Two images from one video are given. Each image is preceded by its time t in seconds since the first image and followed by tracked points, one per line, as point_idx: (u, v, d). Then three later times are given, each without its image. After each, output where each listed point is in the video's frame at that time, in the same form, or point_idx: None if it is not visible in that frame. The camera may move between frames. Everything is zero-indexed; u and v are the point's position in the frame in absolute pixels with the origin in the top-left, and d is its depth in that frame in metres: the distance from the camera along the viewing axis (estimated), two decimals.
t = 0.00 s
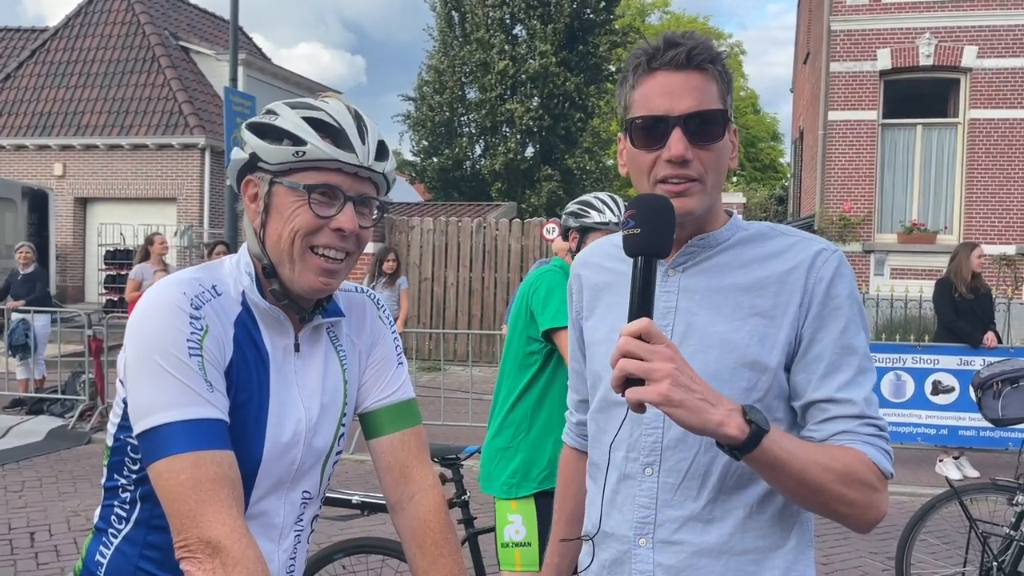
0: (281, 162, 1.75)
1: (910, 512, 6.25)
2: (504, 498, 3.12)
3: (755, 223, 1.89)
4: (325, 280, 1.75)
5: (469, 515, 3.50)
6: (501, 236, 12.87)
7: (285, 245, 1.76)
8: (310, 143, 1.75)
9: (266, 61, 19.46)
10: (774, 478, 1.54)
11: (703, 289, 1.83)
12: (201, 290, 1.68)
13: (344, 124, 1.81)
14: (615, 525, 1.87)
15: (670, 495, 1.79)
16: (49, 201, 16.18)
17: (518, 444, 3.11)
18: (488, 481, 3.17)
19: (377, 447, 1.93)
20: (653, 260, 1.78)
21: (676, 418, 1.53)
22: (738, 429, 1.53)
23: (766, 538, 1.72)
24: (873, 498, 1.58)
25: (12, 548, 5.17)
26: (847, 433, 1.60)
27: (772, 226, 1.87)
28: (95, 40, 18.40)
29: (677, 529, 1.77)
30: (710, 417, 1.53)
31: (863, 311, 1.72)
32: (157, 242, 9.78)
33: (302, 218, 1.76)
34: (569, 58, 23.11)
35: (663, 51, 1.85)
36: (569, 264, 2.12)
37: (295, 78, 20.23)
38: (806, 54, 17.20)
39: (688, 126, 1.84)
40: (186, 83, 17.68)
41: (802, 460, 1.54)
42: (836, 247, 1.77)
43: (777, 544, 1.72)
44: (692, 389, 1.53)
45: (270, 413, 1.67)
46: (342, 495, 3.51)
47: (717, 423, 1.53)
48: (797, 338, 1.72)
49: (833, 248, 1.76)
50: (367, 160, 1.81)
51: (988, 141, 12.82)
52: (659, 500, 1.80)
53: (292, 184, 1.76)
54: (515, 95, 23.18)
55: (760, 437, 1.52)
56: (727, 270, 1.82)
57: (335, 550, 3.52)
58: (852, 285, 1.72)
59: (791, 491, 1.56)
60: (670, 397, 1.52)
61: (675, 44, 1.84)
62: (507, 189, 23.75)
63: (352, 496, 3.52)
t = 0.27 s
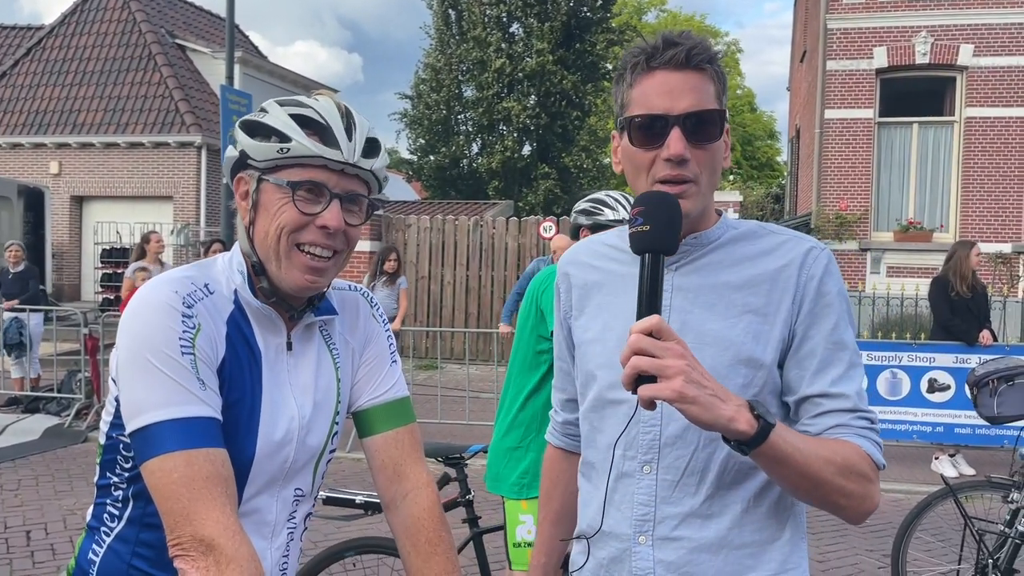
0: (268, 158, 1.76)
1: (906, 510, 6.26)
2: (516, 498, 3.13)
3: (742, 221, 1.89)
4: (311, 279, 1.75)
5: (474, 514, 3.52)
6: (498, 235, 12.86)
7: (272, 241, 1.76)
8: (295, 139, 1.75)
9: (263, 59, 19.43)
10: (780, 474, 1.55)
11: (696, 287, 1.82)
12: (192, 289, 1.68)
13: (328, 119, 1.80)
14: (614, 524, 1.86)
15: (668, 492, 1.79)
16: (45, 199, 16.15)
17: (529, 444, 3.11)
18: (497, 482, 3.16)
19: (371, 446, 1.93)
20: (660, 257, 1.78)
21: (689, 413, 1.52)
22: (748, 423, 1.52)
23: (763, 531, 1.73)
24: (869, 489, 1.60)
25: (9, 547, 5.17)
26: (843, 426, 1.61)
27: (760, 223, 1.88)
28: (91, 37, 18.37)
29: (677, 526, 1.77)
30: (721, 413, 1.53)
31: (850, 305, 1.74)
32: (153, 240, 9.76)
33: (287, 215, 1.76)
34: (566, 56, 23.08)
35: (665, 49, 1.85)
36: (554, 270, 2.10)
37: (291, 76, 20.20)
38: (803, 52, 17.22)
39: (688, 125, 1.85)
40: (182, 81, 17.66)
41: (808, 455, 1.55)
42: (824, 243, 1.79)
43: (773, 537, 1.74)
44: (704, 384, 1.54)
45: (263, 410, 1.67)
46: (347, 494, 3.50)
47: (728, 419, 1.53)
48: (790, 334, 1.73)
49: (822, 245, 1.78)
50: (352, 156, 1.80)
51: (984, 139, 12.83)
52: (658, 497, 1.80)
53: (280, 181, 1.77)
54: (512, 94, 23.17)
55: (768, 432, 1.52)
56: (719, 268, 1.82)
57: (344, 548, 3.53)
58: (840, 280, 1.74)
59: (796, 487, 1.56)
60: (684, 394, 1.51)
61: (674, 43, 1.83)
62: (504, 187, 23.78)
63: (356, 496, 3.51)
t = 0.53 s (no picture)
0: (259, 155, 1.76)
1: (903, 508, 6.28)
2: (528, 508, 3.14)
3: (737, 220, 1.89)
4: (300, 276, 1.75)
5: (485, 516, 3.55)
6: (495, 233, 12.85)
7: (261, 239, 1.76)
8: (285, 136, 1.75)
9: (260, 57, 19.41)
10: (775, 471, 1.55)
11: (692, 285, 1.81)
12: (183, 288, 1.68)
13: (321, 117, 1.80)
14: (611, 522, 1.86)
15: (664, 489, 1.79)
16: (42, 197, 16.11)
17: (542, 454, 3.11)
18: (509, 492, 3.16)
19: (365, 444, 1.93)
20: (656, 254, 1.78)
21: (685, 411, 1.53)
22: (743, 421, 1.53)
23: (758, 527, 1.74)
24: (862, 486, 1.60)
25: (5, 545, 5.17)
26: (836, 424, 1.62)
27: (755, 222, 1.88)
28: (88, 35, 18.32)
29: (673, 522, 1.77)
30: (716, 410, 1.53)
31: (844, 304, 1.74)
32: (150, 238, 9.74)
33: (277, 213, 1.76)
34: (563, 54, 23.06)
35: (659, 49, 1.84)
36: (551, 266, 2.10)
37: (288, 74, 20.16)
38: (800, 50, 17.23)
39: (681, 123, 1.85)
40: (179, 79, 17.63)
41: (801, 453, 1.55)
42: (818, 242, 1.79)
43: (768, 533, 1.74)
44: (700, 381, 1.54)
45: (254, 409, 1.67)
46: (355, 498, 3.50)
47: (724, 416, 1.53)
48: (785, 333, 1.73)
49: (816, 244, 1.78)
50: (343, 153, 1.79)
51: (980, 137, 12.85)
52: (653, 495, 1.80)
53: (270, 177, 1.77)
54: (509, 92, 23.15)
55: (763, 429, 1.52)
56: (713, 267, 1.81)
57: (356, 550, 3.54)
58: (833, 278, 1.75)
59: (790, 484, 1.57)
60: (679, 391, 1.52)
61: (667, 45, 1.83)
62: (501, 185, 23.83)
63: (365, 499, 3.51)
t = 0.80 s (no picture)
0: (260, 154, 1.75)
1: (900, 506, 6.28)
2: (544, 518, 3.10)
3: (738, 220, 1.89)
4: (300, 276, 1.75)
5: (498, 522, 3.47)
6: (493, 231, 12.85)
7: (260, 239, 1.76)
8: (288, 137, 1.74)
9: (258, 55, 19.40)
10: (765, 468, 1.55)
11: (690, 285, 1.81)
12: (175, 286, 1.68)
13: (321, 120, 1.79)
14: (607, 519, 1.86)
15: (658, 488, 1.80)
16: (39, 195, 16.09)
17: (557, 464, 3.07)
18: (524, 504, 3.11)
19: (358, 441, 1.93)
20: (648, 253, 1.78)
21: (672, 408, 1.53)
22: (731, 420, 1.52)
23: (751, 527, 1.73)
24: (856, 487, 1.59)
25: (3, 544, 5.17)
26: (833, 425, 1.61)
27: (754, 221, 1.87)
28: (85, 33, 18.29)
29: (668, 520, 1.77)
30: (703, 408, 1.53)
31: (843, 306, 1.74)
32: (148, 236, 9.73)
33: (278, 214, 1.75)
34: (561, 53, 23.04)
35: (654, 47, 1.84)
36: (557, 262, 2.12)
37: (285, 72, 20.14)
38: (797, 49, 17.22)
39: (671, 122, 1.84)
40: (176, 77, 17.61)
41: (792, 453, 1.54)
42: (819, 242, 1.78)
43: (762, 533, 1.73)
44: (687, 379, 1.54)
45: (247, 407, 1.67)
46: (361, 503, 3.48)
47: (710, 415, 1.53)
48: (782, 331, 1.72)
49: (814, 244, 1.77)
50: (344, 155, 1.79)
51: (977, 135, 12.86)
52: (648, 494, 1.80)
53: (268, 177, 1.76)
54: (507, 90, 23.15)
55: (752, 429, 1.52)
56: (712, 267, 1.81)
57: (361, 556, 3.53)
58: (833, 277, 1.74)
59: (780, 484, 1.57)
60: (664, 390, 1.52)
61: (662, 43, 1.83)
62: (499, 183, 23.86)
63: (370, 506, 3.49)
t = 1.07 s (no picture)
0: (274, 160, 1.73)
1: (898, 504, 6.29)
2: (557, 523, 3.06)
3: (756, 218, 1.88)
4: (306, 280, 1.75)
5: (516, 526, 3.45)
6: (492, 229, 12.84)
7: (269, 242, 1.75)
8: (308, 147, 1.73)
9: (256, 52, 19.38)
10: (742, 477, 1.54)
11: (696, 284, 1.82)
12: (172, 284, 1.67)
13: (340, 129, 1.78)
14: (598, 513, 1.88)
15: (649, 489, 1.79)
16: (37, 193, 16.06)
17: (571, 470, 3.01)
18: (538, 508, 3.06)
19: (355, 440, 1.92)
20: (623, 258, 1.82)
21: (634, 414, 1.54)
22: (699, 428, 1.52)
23: (745, 536, 1.70)
24: (850, 504, 1.55)
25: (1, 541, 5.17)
26: (831, 437, 1.58)
27: (769, 222, 1.86)
28: (84, 30, 18.26)
29: (658, 522, 1.77)
30: (669, 415, 1.53)
31: (862, 314, 1.70)
32: (146, 234, 9.73)
33: (291, 220, 1.74)
34: (560, 50, 23.01)
35: (634, 48, 1.83)
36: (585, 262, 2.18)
37: (283, 69, 20.12)
38: (796, 47, 17.22)
39: (644, 125, 1.80)
40: (174, 74, 17.58)
41: (768, 463, 1.53)
42: (835, 245, 1.75)
43: (756, 543, 1.70)
44: (653, 386, 1.54)
45: (245, 405, 1.67)
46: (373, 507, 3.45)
47: (678, 422, 1.53)
48: (786, 335, 1.70)
49: (829, 246, 1.74)
50: (361, 166, 1.80)
51: (976, 133, 12.86)
52: (638, 493, 1.80)
53: (283, 183, 1.74)
54: (506, 88, 23.14)
55: (724, 439, 1.51)
56: (721, 266, 1.82)
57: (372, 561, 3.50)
58: (850, 284, 1.69)
59: (763, 494, 1.55)
60: (626, 395, 1.53)
61: (644, 43, 1.81)
62: (498, 181, 23.87)
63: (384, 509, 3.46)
